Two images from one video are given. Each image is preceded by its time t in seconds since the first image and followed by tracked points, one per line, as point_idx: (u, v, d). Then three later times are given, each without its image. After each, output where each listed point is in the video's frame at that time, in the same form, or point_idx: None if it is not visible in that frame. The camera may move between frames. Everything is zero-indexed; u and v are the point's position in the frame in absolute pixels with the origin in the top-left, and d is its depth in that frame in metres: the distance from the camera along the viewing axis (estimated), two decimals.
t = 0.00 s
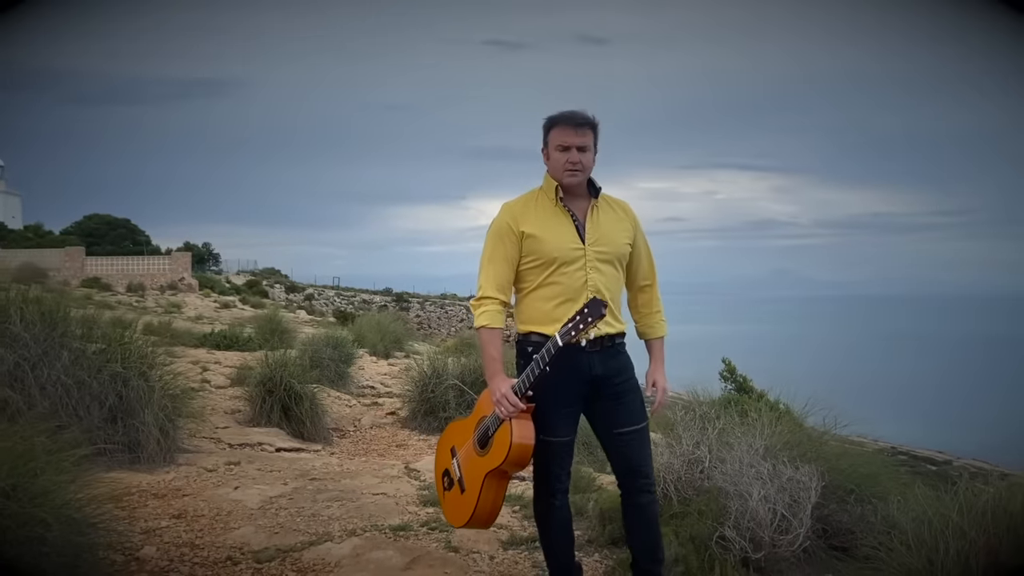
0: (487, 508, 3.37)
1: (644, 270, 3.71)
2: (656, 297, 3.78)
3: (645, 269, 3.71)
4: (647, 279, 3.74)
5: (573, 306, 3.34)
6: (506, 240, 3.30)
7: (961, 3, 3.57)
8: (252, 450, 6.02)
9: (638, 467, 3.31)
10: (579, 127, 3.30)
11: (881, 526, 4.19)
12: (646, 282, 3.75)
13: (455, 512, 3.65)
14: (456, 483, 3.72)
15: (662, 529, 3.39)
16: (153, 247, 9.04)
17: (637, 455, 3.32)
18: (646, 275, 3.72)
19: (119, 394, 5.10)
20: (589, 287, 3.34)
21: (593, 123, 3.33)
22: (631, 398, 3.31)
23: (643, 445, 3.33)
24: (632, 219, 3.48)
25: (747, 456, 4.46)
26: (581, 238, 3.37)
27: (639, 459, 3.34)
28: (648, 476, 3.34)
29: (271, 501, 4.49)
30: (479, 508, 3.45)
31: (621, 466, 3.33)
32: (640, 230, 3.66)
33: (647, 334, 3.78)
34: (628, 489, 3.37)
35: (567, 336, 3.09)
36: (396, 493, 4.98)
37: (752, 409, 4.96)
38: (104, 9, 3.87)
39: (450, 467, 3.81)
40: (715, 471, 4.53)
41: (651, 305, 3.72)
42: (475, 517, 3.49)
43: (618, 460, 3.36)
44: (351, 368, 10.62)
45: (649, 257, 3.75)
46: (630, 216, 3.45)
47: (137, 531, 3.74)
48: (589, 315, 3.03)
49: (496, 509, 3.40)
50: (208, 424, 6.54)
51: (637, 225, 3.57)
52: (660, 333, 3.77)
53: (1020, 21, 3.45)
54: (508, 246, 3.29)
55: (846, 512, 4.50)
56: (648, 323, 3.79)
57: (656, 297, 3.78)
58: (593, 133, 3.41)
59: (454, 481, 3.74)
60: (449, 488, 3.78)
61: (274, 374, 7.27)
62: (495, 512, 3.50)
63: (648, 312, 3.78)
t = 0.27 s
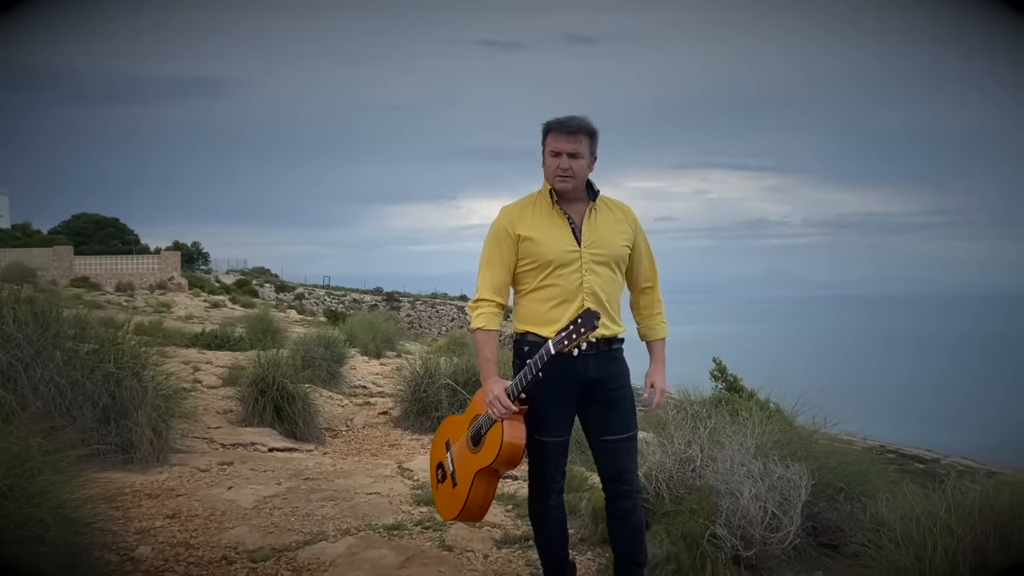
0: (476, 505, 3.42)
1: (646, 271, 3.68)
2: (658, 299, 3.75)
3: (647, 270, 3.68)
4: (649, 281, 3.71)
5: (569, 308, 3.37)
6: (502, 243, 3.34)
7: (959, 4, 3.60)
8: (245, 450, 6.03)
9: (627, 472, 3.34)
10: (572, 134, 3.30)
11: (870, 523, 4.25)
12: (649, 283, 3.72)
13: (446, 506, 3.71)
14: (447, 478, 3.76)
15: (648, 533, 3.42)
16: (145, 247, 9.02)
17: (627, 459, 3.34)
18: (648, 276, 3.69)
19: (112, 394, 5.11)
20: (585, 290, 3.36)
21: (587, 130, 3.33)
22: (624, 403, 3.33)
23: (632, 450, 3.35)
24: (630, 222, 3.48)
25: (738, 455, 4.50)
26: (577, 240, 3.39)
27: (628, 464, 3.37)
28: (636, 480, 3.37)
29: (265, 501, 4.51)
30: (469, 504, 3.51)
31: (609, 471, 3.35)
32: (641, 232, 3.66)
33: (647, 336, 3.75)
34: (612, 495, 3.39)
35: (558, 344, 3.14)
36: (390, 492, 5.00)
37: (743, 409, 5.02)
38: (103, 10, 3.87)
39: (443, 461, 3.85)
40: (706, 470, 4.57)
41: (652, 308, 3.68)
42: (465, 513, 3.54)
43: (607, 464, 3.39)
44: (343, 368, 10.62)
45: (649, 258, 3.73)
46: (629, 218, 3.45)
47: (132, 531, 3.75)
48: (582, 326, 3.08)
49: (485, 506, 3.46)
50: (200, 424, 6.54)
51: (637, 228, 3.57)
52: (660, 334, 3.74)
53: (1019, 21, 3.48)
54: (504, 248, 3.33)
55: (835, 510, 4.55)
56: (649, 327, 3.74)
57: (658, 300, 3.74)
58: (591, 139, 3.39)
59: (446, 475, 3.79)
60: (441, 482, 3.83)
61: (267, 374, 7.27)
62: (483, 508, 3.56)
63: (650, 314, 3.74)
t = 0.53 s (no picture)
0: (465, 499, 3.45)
1: (645, 271, 3.67)
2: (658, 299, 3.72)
3: (646, 269, 3.67)
4: (648, 281, 3.69)
5: (564, 307, 3.39)
6: (498, 242, 3.37)
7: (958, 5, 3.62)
8: (237, 449, 6.03)
9: (620, 469, 3.37)
10: (565, 135, 3.31)
11: (859, 520, 4.31)
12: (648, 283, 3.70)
13: (438, 498, 3.74)
14: (442, 471, 3.80)
15: (641, 530, 3.45)
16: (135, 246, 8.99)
17: (621, 457, 3.38)
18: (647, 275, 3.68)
19: (104, 394, 5.10)
20: (580, 289, 3.39)
21: (581, 131, 3.33)
22: (618, 402, 3.36)
23: (626, 448, 3.38)
24: (627, 222, 3.49)
25: (729, 454, 4.54)
26: (573, 240, 3.41)
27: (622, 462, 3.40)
28: (630, 478, 3.40)
29: (259, 500, 4.52)
30: (459, 497, 3.54)
31: (603, 469, 3.38)
32: (640, 232, 3.67)
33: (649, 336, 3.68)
34: (607, 492, 3.42)
35: (552, 344, 3.15)
36: (383, 491, 5.02)
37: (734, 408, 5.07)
38: (102, 10, 3.87)
39: (440, 454, 3.89)
40: (698, 469, 4.61)
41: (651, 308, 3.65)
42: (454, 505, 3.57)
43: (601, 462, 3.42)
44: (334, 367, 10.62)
45: (650, 258, 3.73)
46: (627, 218, 3.46)
47: (127, 530, 3.76)
48: (573, 329, 3.07)
49: (474, 500, 3.49)
50: (192, 424, 6.53)
51: (635, 228, 3.59)
52: (662, 334, 3.67)
53: (1019, 21, 3.50)
54: (500, 247, 3.36)
55: (824, 507, 4.60)
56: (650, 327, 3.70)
57: (659, 300, 3.72)
58: (587, 140, 3.40)
59: (441, 468, 3.82)
60: (437, 474, 3.86)
61: (259, 374, 7.27)
62: (473, 503, 3.59)
63: (651, 315, 3.69)
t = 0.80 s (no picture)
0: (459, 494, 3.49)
1: (641, 271, 3.71)
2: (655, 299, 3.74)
3: (642, 270, 3.70)
4: (644, 282, 3.72)
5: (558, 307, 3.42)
6: (493, 241, 3.40)
7: (959, 5, 3.68)
8: (230, 449, 6.04)
9: (613, 468, 3.40)
10: (561, 136, 3.34)
11: (848, 516, 4.36)
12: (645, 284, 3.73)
13: (434, 492, 3.78)
14: (438, 465, 3.83)
15: (633, 528, 3.49)
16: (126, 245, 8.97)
17: (614, 456, 3.41)
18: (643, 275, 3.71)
19: (96, 393, 5.11)
20: (574, 289, 3.42)
21: (577, 133, 3.36)
22: (611, 401, 3.39)
23: (619, 447, 3.42)
24: (622, 224, 3.52)
25: (720, 452, 4.59)
26: (567, 240, 3.44)
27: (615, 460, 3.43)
28: (623, 476, 3.44)
29: (252, 499, 4.53)
30: (454, 492, 3.57)
31: (596, 467, 3.41)
32: (637, 234, 3.70)
33: (648, 335, 3.71)
34: (600, 490, 3.46)
35: (541, 345, 3.18)
36: (376, 489, 5.04)
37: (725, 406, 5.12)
38: (100, 9, 3.86)
39: (436, 448, 3.92)
40: (689, 467, 4.65)
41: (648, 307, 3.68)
42: (449, 499, 3.61)
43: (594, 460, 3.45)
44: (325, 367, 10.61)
45: (646, 260, 3.75)
46: (622, 220, 3.49)
47: (121, 529, 3.77)
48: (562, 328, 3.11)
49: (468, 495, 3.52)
50: (184, 424, 6.53)
51: (631, 230, 3.61)
52: (661, 333, 3.69)
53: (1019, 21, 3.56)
54: (496, 246, 3.39)
55: (813, 504, 4.65)
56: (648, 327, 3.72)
57: (656, 300, 3.74)
58: (583, 143, 3.43)
59: (437, 462, 3.86)
60: (432, 468, 3.90)
61: (251, 373, 7.27)
62: (468, 497, 3.63)
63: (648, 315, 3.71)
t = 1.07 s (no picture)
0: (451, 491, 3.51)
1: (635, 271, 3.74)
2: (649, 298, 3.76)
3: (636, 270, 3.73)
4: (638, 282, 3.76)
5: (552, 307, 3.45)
6: (489, 241, 3.44)
7: (956, 8, 3.67)
8: (222, 448, 6.03)
9: (607, 466, 3.43)
10: (556, 138, 3.36)
11: (837, 513, 4.41)
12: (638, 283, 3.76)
13: (429, 488, 3.81)
14: (434, 461, 3.86)
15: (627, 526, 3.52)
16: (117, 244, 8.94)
17: (607, 454, 3.44)
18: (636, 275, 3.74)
19: (88, 393, 5.10)
20: (568, 289, 3.44)
21: (572, 135, 3.37)
22: (605, 400, 3.42)
23: (613, 445, 3.45)
24: (616, 225, 3.54)
25: (711, 450, 4.63)
26: (562, 241, 3.47)
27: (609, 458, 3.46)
28: (616, 475, 3.47)
29: (245, 498, 4.54)
30: (447, 489, 3.60)
31: (590, 466, 3.44)
32: (632, 235, 3.72)
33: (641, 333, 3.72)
34: (594, 488, 3.49)
35: (529, 344, 3.21)
36: (369, 488, 5.05)
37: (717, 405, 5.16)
38: (97, 8, 3.85)
39: (433, 445, 3.95)
40: (680, 465, 4.68)
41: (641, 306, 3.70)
42: (443, 494, 3.64)
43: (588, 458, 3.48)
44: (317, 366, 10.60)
45: (641, 260, 3.78)
46: (618, 221, 3.51)
47: (114, 528, 3.77)
48: (551, 327, 3.14)
49: (461, 492, 3.55)
50: (176, 423, 6.52)
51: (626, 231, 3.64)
52: (654, 331, 3.70)
53: (1019, 21, 3.55)
54: (492, 246, 3.43)
55: (803, 501, 4.70)
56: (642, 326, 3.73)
57: (650, 300, 3.76)
58: (579, 144, 3.44)
59: (433, 458, 3.88)
60: (429, 465, 3.92)
61: (243, 372, 7.26)
62: (461, 494, 3.65)
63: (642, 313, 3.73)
